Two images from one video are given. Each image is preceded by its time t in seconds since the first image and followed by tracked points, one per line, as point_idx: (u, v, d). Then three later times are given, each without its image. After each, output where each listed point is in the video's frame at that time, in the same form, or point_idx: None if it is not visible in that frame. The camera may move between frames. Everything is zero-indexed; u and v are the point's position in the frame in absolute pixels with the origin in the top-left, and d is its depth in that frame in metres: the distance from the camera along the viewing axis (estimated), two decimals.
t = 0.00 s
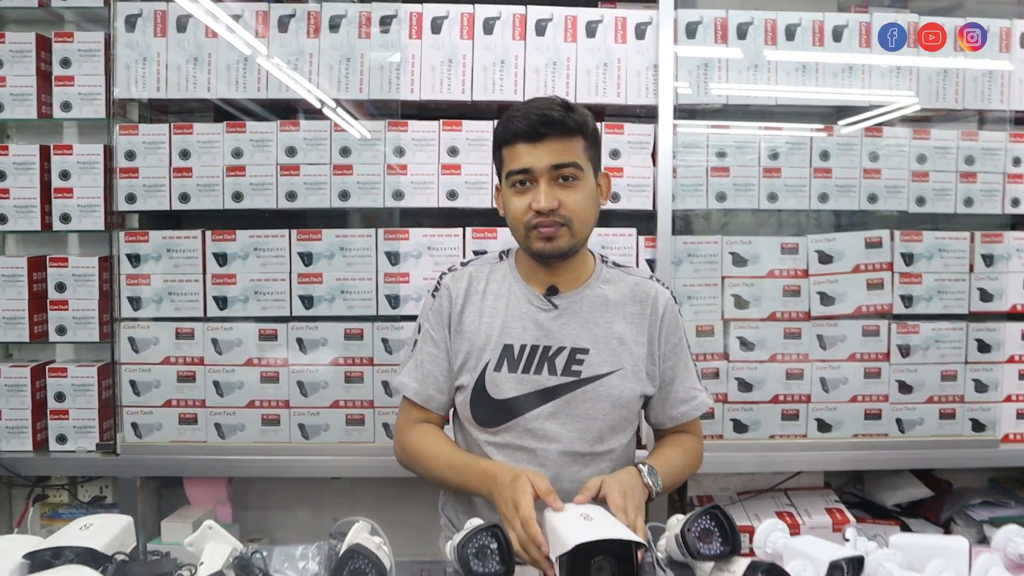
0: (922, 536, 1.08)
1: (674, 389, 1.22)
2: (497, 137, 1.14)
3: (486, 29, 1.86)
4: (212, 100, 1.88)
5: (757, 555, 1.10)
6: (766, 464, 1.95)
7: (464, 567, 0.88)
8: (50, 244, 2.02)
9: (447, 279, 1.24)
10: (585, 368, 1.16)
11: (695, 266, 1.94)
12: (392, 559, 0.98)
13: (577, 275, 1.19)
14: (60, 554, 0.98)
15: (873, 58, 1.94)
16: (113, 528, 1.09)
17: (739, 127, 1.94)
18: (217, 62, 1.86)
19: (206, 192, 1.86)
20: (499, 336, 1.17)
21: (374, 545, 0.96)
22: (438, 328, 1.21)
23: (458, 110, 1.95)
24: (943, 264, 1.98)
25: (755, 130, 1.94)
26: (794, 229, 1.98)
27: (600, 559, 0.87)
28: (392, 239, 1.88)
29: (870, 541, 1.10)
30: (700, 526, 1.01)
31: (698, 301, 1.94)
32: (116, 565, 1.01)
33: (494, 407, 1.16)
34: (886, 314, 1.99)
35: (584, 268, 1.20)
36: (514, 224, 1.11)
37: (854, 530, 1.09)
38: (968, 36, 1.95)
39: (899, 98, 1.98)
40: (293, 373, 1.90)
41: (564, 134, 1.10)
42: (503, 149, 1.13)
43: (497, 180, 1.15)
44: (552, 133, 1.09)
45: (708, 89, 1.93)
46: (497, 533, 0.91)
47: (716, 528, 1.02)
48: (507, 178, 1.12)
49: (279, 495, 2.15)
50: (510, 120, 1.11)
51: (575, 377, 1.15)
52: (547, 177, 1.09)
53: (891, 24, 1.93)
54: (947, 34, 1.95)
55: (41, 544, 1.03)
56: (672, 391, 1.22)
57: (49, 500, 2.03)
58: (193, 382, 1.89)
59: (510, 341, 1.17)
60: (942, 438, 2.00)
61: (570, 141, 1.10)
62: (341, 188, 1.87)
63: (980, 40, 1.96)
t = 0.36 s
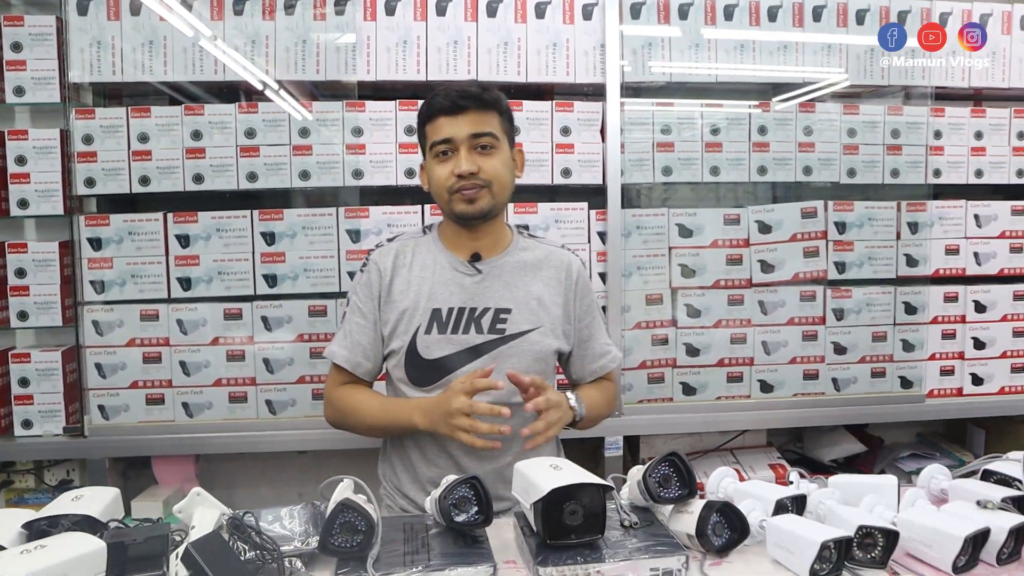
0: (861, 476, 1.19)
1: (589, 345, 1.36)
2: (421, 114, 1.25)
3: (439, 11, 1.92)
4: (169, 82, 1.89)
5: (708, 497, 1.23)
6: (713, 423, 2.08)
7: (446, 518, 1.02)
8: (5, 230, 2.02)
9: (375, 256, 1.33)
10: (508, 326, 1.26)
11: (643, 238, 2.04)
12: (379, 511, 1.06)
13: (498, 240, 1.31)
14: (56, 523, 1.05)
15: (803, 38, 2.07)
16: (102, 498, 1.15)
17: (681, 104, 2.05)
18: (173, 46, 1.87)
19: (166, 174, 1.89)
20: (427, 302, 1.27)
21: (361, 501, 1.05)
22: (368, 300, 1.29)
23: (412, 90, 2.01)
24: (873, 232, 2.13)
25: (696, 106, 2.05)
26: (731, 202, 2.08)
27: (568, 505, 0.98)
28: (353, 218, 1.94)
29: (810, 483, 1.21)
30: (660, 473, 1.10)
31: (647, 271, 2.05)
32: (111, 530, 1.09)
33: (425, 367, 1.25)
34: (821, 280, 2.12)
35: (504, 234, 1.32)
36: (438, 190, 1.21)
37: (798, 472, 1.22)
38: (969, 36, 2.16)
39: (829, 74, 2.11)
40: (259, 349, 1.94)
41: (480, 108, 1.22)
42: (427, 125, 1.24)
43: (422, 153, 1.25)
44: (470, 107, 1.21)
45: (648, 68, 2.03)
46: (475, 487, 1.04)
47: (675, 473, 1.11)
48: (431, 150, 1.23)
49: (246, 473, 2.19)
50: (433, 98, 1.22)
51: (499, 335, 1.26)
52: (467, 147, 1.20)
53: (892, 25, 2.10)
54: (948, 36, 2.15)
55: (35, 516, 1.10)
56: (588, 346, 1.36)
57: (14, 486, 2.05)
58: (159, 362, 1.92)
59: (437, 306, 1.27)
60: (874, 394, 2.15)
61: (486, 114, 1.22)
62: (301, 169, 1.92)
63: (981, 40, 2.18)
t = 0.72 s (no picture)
0: (862, 469, 1.20)
1: (530, 331, 1.37)
2: (351, 128, 1.25)
3: (445, 12, 1.93)
4: (178, 83, 1.91)
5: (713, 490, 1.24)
6: (715, 418, 2.11)
7: (459, 509, 1.04)
8: (16, 229, 2.06)
9: (321, 268, 1.31)
10: (458, 325, 1.28)
11: (647, 236, 2.07)
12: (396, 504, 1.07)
13: (438, 242, 1.31)
14: (79, 515, 1.08)
15: (804, 37, 2.10)
16: (122, 492, 1.17)
17: (683, 103, 2.08)
18: (183, 46, 1.89)
19: (177, 173, 1.92)
20: (377, 311, 1.27)
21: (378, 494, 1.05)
22: (318, 313, 1.28)
23: (418, 90, 2.03)
24: (872, 230, 2.16)
25: (697, 105, 2.08)
26: (731, 199, 2.10)
27: (579, 497, 1.00)
28: (361, 216, 1.97)
29: (814, 476, 1.22)
30: (667, 466, 1.12)
31: (651, 268, 2.07)
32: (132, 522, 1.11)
33: (383, 374, 1.27)
34: (822, 278, 2.15)
35: (444, 236, 1.32)
36: (375, 201, 1.21)
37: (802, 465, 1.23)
38: (968, 36, 2.19)
39: (828, 73, 2.13)
40: (268, 346, 1.98)
41: (409, 116, 1.22)
42: (358, 137, 1.24)
43: (356, 166, 1.25)
44: (399, 116, 1.21)
45: (648, 67, 2.05)
46: (489, 480, 1.05)
47: (681, 465, 1.12)
48: (364, 162, 1.22)
49: (256, 468, 2.22)
50: (361, 111, 1.22)
51: (451, 334, 1.27)
52: (399, 156, 1.20)
53: (892, 25, 2.13)
54: (947, 34, 2.18)
55: (56, 509, 1.11)
56: (529, 332, 1.37)
57: (28, 480, 2.11)
58: (170, 359, 1.96)
59: (387, 313, 1.27)
60: (875, 389, 2.18)
61: (415, 122, 1.22)
62: (309, 169, 1.95)
63: (980, 40, 2.20)
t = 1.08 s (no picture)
0: (881, 469, 1.19)
1: (527, 318, 1.40)
2: (340, 130, 1.25)
3: (466, 6, 1.93)
4: (201, 75, 1.93)
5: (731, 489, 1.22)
6: (734, 416, 2.10)
7: (476, 505, 1.03)
8: (41, 219, 2.09)
9: (321, 267, 1.31)
10: (461, 316, 1.31)
11: (667, 232, 2.05)
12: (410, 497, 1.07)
13: (436, 237, 1.32)
14: (98, 504, 1.09)
15: (829, 32, 2.07)
16: (141, 482, 1.18)
17: (705, 98, 2.06)
18: (206, 38, 1.91)
19: (199, 165, 1.93)
20: (381, 307, 1.29)
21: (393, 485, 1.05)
22: (322, 312, 1.29)
23: (439, 84, 2.03)
24: (896, 228, 2.13)
25: (720, 100, 2.06)
26: (755, 195, 2.09)
27: (596, 493, 0.99)
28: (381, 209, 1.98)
29: (832, 475, 1.21)
30: (685, 463, 1.10)
31: (671, 264, 2.06)
32: (150, 512, 1.12)
33: (392, 367, 1.29)
34: (844, 276, 2.12)
35: (441, 230, 1.34)
36: (374, 201, 1.22)
37: (819, 464, 1.22)
38: (968, 36, 2.12)
39: (854, 69, 2.09)
40: (287, 338, 1.99)
41: (400, 115, 1.23)
42: (349, 139, 1.24)
43: (349, 168, 1.25)
44: (390, 116, 1.22)
45: (671, 62, 2.03)
46: (505, 475, 1.05)
47: (699, 464, 1.11)
48: (359, 163, 1.23)
49: (273, 460, 2.24)
50: (350, 113, 1.23)
51: (455, 326, 1.30)
52: (394, 154, 1.21)
53: (891, 25, 2.08)
54: (947, 36, 2.11)
55: (76, 497, 1.12)
56: (525, 319, 1.40)
57: (49, 469, 2.14)
58: (190, 350, 1.98)
59: (392, 309, 1.29)
60: (897, 389, 2.16)
61: (406, 120, 1.23)
62: (331, 161, 1.96)
63: (980, 40, 2.14)
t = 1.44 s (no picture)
0: (923, 472, 1.16)
1: (581, 317, 1.40)
2: (403, 123, 1.27)
3: (506, 2, 1.93)
4: (241, 69, 1.95)
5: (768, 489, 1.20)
6: (768, 416, 2.07)
7: (512, 499, 1.03)
8: (84, 210, 2.14)
9: (382, 256, 1.34)
10: (515, 310, 1.30)
11: (704, 230, 2.04)
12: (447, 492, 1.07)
13: (494, 231, 1.33)
14: (140, 490, 1.11)
15: (871, 28, 2.03)
16: (181, 470, 1.20)
17: (744, 96, 2.03)
18: (247, 33, 1.94)
19: (238, 158, 1.97)
20: (437, 297, 1.30)
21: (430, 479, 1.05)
22: (381, 300, 1.31)
23: (475, 79, 2.03)
24: (938, 227, 2.09)
25: (759, 98, 2.03)
26: (791, 193, 2.08)
27: (634, 491, 0.98)
28: (418, 204, 1.99)
29: (872, 478, 1.18)
30: (723, 463, 1.09)
31: (708, 262, 2.05)
32: (190, 499, 1.14)
33: (445, 357, 1.30)
34: (884, 275, 2.09)
35: (499, 224, 1.35)
36: (433, 194, 1.24)
37: (859, 466, 1.20)
38: (968, 36, 2.05)
39: (895, 66, 2.05)
40: (324, 331, 2.02)
41: (461, 110, 1.25)
42: (412, 134, 1.26)
43: (411, 161, 1.28)
44: (452, 110, 1.24)
45: (708, 59, 2.01)
46: (541, 471, 1.05)
47: (738, 464, 1.09)
48: (420, 156, 1.25)
49: (308, 450, 2.28)
50: (413, 108, 1.25)
51: (508, 319, 1.30)
52: (455, 148, 1.23)
53: (891, 25, 2.03)
54: (947, 34, 2.05)
55: (118, 483, 1.15)
56: (578, 319, 1.40)
57: (89, 455, 2.20)
58: (228, 341, 2.03)
59: (448, 299, 1.30)
60: (936, 392, 2.12)
61: (467, 115, 1.25)
62: (369, 156, 1.98)
63: (980, 40, 2.06)
